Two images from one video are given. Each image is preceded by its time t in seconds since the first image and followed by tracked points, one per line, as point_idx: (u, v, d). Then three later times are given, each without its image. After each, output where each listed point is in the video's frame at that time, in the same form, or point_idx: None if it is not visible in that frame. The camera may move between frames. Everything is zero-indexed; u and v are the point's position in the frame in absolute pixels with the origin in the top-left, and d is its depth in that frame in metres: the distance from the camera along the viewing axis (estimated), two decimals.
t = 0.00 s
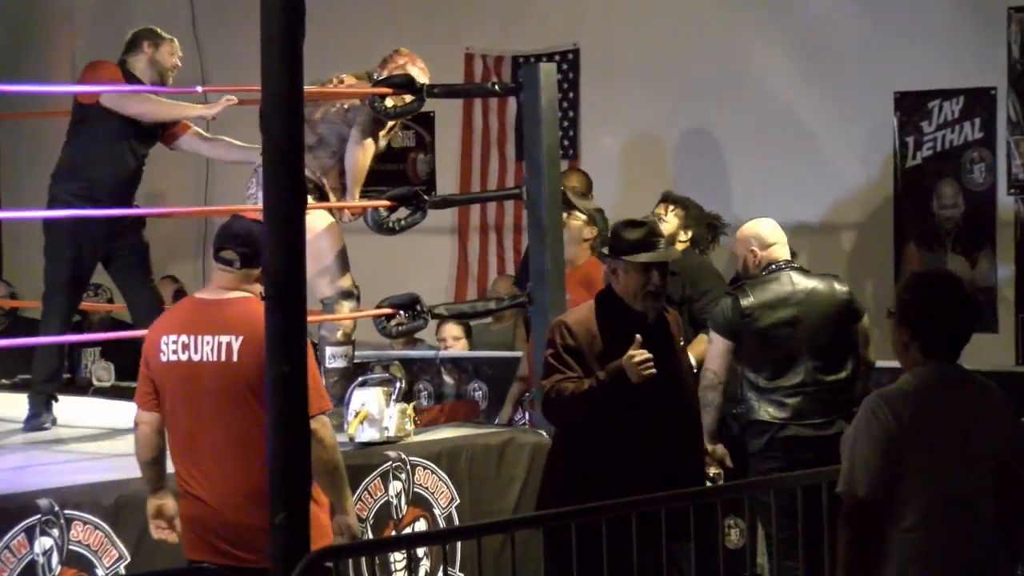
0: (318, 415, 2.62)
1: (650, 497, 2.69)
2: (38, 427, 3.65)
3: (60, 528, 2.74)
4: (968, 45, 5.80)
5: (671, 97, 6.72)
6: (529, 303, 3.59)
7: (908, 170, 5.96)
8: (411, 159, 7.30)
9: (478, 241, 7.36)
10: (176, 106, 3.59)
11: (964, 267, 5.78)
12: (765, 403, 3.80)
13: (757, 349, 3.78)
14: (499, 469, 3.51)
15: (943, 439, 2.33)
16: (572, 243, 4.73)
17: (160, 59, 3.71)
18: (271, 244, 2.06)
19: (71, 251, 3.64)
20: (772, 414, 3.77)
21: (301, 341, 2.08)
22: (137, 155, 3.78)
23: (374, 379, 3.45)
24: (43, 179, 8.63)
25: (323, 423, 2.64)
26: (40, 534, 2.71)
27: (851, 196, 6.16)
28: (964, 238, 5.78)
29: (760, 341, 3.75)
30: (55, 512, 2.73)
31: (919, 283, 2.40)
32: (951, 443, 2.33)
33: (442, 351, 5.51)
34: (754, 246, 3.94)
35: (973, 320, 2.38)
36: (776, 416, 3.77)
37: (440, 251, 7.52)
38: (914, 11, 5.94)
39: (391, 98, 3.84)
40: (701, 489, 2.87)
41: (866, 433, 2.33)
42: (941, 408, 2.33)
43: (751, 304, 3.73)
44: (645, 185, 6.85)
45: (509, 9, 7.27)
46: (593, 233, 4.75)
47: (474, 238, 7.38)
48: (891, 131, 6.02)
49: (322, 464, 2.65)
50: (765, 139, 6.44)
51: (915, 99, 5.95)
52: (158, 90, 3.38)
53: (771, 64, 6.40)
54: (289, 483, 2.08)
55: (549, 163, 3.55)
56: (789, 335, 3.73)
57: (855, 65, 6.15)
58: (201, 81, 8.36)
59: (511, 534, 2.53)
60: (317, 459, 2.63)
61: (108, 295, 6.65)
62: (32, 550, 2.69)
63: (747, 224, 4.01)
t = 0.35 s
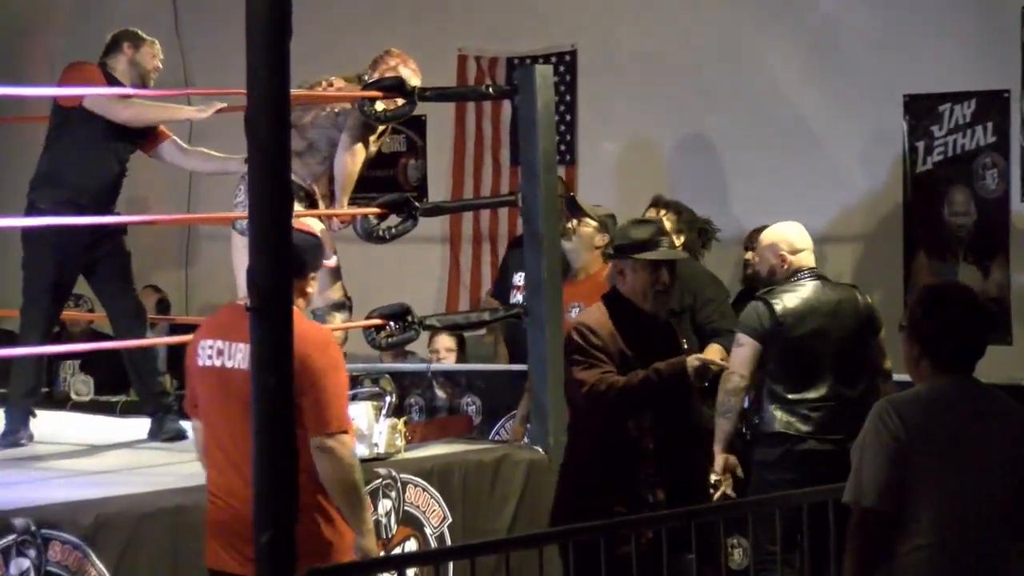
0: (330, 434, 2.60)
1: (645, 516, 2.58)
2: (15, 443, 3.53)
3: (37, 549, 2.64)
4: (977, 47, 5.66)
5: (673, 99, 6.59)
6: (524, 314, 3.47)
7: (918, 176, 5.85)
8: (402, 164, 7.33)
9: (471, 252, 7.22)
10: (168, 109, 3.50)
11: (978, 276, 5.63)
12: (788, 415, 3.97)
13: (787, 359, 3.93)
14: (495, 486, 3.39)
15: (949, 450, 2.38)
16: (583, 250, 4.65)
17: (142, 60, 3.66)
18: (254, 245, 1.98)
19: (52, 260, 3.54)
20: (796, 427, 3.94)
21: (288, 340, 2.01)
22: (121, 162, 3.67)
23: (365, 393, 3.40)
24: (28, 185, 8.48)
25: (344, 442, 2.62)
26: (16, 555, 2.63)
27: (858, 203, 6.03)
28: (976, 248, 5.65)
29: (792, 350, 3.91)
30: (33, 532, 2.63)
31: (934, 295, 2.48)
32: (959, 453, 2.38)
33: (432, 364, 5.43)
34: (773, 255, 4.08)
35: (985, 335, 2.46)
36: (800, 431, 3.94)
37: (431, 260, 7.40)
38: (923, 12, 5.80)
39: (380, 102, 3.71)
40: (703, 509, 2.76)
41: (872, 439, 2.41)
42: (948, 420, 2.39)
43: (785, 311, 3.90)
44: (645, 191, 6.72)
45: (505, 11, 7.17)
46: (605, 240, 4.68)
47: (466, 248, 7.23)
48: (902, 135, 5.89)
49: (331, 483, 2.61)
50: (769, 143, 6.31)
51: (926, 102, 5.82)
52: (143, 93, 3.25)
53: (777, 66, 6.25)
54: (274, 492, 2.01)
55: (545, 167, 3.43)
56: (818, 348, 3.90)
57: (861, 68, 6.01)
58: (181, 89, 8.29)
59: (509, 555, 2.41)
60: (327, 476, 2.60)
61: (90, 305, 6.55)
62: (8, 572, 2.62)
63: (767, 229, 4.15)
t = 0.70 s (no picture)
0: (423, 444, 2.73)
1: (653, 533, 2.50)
2: None
3: (15, 567, 2.64)
4: (993, 46, 5.49)
5: (680, 98, 6.43)
6: (524, 322, 3.35)
7: (933, 179, 5.59)
8: (396, 166, 7.18)
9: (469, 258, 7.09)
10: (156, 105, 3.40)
11: (998, 282, 5.33)
12: (804, 424, 3.95)
13: (806, 365, 3.90)
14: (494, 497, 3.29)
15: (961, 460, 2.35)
16: (599, 257, 4.50)
17: (113, 58, 3.71)
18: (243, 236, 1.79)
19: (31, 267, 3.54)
20: (811, 436, 3.93)
21: (278, 344, 1.80)
22: (96, 162, 3.71)
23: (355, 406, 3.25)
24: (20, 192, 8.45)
25: (437, 454, 2.75)
26: None
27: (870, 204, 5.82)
28: (995, 254, 5.36)
29: (811, 356, 3.88)
30: (11, 551, 2.63)
31: (942, 305, 2.46)
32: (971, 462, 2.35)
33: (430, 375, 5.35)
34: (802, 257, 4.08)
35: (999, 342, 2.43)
36: (812, 441, 3.93)
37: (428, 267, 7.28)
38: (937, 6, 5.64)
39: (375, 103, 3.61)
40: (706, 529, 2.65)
41: (881, 458, 2.38)
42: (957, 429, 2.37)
43: (808, 315, 3.87)
44: (648, 192, 6.57)
45: (504, 10, 7.05)
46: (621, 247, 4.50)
47: (464, 253, 7.11)
48: (919, 137, 5.65)
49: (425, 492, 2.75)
50: (778, 143, 6.13)
51: (943, 101, 5.59)
52: (124, 94, 3.13)
53: (787, 64, 6.08)
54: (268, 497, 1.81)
55: (545, 167, 3.30)
56: (837, 356, 3.88)
57: (872, 66, 5.84)
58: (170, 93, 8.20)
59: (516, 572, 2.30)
60: (422, 488, 2.74)
61: (72, 313, 6.51)
62: None
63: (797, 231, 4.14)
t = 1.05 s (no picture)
0: (464, 452, 2.72)
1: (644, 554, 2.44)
2: None
3: None
4: (997, 46, 5.35)
5: (676, 104, 6.32)
6: (516, 335, 3.24)
7: (941, 186, 5.50)
8: (383, 173, 7.05)
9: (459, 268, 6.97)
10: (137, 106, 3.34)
11: (1007, 293, 5.26)
12: (805, 438, 3.87)
13: (810, 375, 3.81)
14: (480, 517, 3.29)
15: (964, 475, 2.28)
16: (592, 265, 4.40)
17: (89, 61, 3.65)
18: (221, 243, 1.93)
19: (9, 276, 3.51)
20: (812, 451, 3.85)
21: (258, 352, 1.94)
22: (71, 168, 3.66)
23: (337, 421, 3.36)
24: None
25: (477, 462, 2.74)
26: None
27: (873, 213, 5.70)
28: (1004, 263, 5.29)
29: (816, 367, 3.79)
30: None
31: (937, 319, 2.39)
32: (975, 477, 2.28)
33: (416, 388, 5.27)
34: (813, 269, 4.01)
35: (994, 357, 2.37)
36: (814, 455, 3.85)
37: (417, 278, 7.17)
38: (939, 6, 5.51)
39: (361, 107, 3.52)
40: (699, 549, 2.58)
41: (879, 474, 2.31)
42: (958, 443, 2.30)
43: (815, 326, 3.77)
44: (642, 198, 6.46)
45: (495, 14, 6.94)
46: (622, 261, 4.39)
47: (452, 263, 6.99)
48: (925, 142, 5.55)
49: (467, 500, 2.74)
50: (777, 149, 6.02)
51: (950, 105, 5.48)
52: (98, 97, 3.04)
53: (788, 67, 5.96)
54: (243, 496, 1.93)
55: (538, 176, 3.21)
56: (843, 369, 3.80)
57: (874, 70, 5.73)
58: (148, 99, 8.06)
59: None
60: (466, 496, 2.74)
61: (49, 326, 6.40)
62: None
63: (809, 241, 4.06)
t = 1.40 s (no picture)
0: (491, 450, 2.81)
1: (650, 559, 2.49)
2: None
3: None
4: (1001, 51, 5.34)
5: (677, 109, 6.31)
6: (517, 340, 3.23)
7: (945, 191, 5.48)
8: (384, 177, 7.10)
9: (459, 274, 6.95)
10: (138, 112, 3.33)
11: (1011, 300, 5.24)
12: (812, 442, 3.85)
13: (816, 379, 3.80)
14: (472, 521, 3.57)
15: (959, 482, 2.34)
16: (594, 271, 4.39)
17: (91, 67, 3.62)
18: (222, 260, 1.92)
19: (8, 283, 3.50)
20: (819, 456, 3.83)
21: (256, 363, 1.93)
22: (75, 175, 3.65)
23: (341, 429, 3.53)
24: None
25: (502, 457, 2.81)
26: None
27: (875, 218, 5.68)
28: (1008, 268, 5.27)
29: (821, 371, 3.78)
30: None
31: (942, 323, 2.46)
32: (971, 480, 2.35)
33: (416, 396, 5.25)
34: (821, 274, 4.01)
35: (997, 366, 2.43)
36: (820, 459, 3.83)
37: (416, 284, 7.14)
38: (941, 10, 5.50)
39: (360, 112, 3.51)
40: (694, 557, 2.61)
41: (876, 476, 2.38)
42: (956, 449, 2.36)
43: (821, 329, 3.77)
44: (644, 205, 6.45)
45: (495, 18, 6.92)
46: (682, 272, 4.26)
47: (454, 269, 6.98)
48: (928, 147, 5.53)
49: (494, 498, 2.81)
50: (779, 154, 6.00)
51: (953, 110, 5.47)
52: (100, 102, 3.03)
53: (792, 72, 5.94)
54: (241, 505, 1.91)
55: (539, 181, 3.19)
56: (849, 374, 3.78)
57: (878, 74, 5.71)
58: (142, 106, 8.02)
59: None
60: (493, 494, 2.80)
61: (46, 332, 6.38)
62: None
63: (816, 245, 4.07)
